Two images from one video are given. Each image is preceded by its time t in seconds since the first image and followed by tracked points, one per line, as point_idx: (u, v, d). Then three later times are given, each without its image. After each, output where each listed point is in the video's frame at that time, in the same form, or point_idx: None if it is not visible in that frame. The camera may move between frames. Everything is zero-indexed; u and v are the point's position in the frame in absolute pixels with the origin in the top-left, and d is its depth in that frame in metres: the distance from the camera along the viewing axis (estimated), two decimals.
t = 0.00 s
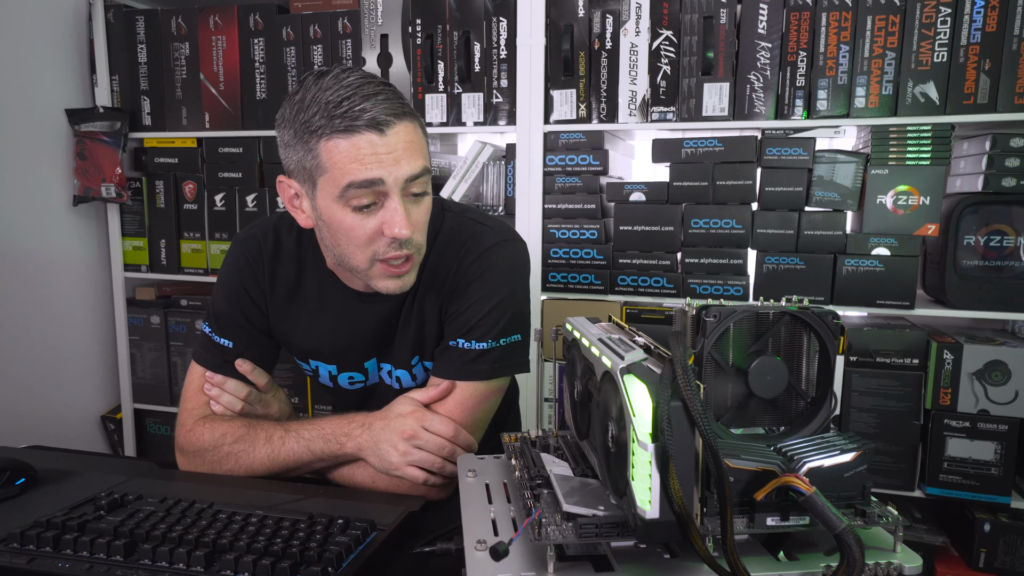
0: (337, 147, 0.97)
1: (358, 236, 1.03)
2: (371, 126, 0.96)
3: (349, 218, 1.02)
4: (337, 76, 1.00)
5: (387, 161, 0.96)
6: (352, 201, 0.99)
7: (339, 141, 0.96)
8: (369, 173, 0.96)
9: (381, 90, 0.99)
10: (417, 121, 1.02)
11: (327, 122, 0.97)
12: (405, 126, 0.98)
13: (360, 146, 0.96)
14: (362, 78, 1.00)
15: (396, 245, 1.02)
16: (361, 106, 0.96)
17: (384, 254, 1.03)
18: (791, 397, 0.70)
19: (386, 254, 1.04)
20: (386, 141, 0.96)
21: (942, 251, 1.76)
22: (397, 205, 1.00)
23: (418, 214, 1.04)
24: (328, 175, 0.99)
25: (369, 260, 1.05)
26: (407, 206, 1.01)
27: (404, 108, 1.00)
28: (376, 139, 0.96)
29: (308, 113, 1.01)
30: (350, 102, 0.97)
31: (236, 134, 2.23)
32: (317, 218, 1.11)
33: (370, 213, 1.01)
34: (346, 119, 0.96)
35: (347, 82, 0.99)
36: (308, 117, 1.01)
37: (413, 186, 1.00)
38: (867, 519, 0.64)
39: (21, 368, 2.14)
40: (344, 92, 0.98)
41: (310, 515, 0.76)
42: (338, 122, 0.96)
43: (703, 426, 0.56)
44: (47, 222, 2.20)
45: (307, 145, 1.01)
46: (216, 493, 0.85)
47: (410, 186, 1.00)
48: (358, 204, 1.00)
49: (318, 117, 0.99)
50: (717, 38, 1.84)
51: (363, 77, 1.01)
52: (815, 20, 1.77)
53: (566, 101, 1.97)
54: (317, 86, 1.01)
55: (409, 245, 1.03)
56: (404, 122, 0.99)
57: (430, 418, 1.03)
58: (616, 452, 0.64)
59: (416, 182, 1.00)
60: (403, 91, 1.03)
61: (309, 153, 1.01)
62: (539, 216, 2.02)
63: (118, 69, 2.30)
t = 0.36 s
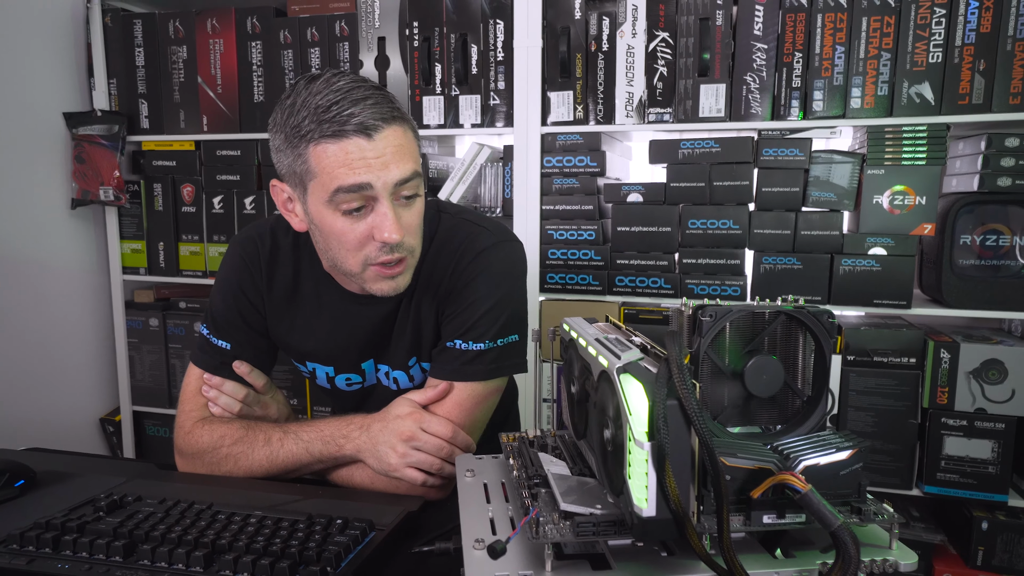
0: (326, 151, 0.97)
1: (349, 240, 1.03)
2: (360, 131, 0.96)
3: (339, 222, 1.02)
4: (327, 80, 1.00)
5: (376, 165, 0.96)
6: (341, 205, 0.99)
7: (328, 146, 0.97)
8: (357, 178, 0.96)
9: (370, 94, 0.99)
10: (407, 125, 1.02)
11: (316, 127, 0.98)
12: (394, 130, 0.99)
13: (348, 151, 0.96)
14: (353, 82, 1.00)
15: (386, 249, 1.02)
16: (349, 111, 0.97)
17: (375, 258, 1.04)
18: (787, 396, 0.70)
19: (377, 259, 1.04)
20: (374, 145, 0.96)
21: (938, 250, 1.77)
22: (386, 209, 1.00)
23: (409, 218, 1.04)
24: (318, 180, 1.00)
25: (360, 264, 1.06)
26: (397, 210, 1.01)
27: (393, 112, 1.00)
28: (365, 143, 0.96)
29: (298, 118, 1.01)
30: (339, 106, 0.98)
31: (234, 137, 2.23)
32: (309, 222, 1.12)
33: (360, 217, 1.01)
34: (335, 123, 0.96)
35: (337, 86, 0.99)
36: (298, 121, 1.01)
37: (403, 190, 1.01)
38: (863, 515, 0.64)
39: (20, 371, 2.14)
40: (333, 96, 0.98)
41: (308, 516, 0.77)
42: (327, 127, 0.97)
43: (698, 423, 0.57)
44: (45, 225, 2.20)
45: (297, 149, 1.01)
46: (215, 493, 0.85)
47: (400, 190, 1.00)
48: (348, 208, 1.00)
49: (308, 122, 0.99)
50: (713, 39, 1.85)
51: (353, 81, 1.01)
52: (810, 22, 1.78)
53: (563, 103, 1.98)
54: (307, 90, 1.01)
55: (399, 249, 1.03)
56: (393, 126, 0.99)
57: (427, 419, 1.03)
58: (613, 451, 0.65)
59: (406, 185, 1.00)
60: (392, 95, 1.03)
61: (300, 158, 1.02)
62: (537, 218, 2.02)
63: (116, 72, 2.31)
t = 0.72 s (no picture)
0: (334, 153, 0.97)
1: (355, 241, 1.04)
2: (368, 132, 0.96)
3: (346, 223, 1.03)
4: (336, 82, 1.01)
5: (383, 167, 0.97)
6: (348, 206, 1.00)
7: (336, 147, 0.97)
8: (365, 179, 0.96)
9: (379, 96, 1.00)
10: (414, 128, 1.03)
11: (324, 128, 0.98)
12: (402, 132, 0.99)
13: (356, 152, 0.96)
14: (361, 84, 1.01)
15: (392, 251, 1.03)
16: (358, 113, 0.97)
17: (381, 259, 1.04)
18: (789, 402, 0.71)
19: (383, 260, 1.04)
20: (382, 146, 0.97)
21: (941, 257, 1.77)
22: (393, 211, 1.00)
23: (415, 220, 1.04)
24: (326, 180, 1.00)
25: (366, 265, 1.06)
26: (403, 211, 1.02)
27: (401, 115, 1.01)
28: (373, 144, 0.96)
29: (306, 119, 1.02)
30: (348, 108, 0.98)
31: (240, 138, 2.24)
32: (315, 222, 1.12)
33: (367, 219, 1.02)
34: (343, 125, 0.97)
35: (346, 88, 1.00)
36: (307, 122, 1.02)
37: (410, 192, 1.01)
38: (864, 522, 0.64)
39: (25, 370, 2.15)
40: (342, 97, 0.99)
41: (311, 517, 0.77)
42: (336, 128, 0.97)
43: (700, 429, 0.57)
44: (51, 225, 2.22)
45: (305, 150, 1.02)
46: (218, 493, 0.85)
47: (407, 191, 1.00)
48: (355, 209, 1.01)
49: (316, 123, 1.00)
50: (717, 44, 1.85)
51: (362, 83, 1.01)
52: (815, 27, 1.78)
53: (567, 106, 1.98)
54: (316, 92, 1.01)
55: (405, 250, 1.04)
56: (401, 128, 0.99)
57: (428, 423, 1.03)
58: (615, 455, 0.65)
59: (413, 187, 1.01)
60: (400, 97, 1.03)
61: (307, 158, 1.02)
62: (540, 221, 2.03)
63: (122, 72, 2.32)
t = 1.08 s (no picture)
0: (337, 156, 0.98)
1: (358, 244, 1.04)
2: (370, 136, 0.96)
3: (348, 225, 1.03)
4: (337, 83, 1.01)
5: (385, 170, 0.97)
6: (351, 209, 1.00)
7: (338, 151, 0.97)
8: (367, 183, 0.97)
9: (380, 97, 1.00)
10: (416, 129, 1.03)
11: (326, 132, 0.98)
12: (404, 134, 0.99)
13: (359, 155, 0.96)
14: (363, 86, 1.01)
15: (395, 253, 1.03)
16: (360, 116, 0.97)
17: (384, 261, 1.05)
18: (792, 396, 0.71)
19: (386, 262, 1.05)
20: (384, 150, 0.97)
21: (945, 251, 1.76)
22: (395, 214, 1.01)
23: (417, 221, 1.05)
24: (329, 183, 1.00)
25: (369, 267, 1.07)
26: (405, 213, 1.02)
27: (403, 117, 1.01)
28: (375, 147, 0.96)
29: (308, 121, 1.02)
30: (350, 111, 0.98)
31: (242, 136, 2.25)
32: (318, 223, 1.13)
33: (369, 221, 1.02)
34: (345, 128, 0.97)
35: (348, 90, 1.00)
36: (309, 124, 1.02)
37: (412, 194, 1.01)
38: (866, 516, 0.64)
39: (32, 367, 2.17)
40: (344, 100, 0.99)
41: (316, 512, 0.77)
42: (338, 131, 0.97)
43: (703, 424, 0.57)
44: (57, 224, 2.23)
45: (307, 153, 1.02)
46: (224, 490, 0.86)
47: (409, 194, 1.01)
48: (357, 212, 1.01)
49: (318, 126, 1.00)
50: (719, 39, 1.84)
51: (364, 83, 1.01)
52: (818, 22, 1.77)
53: (569, 102, 1.98)
54: (318, 93, 1.02)
55: (407, 252, 1.04)
56: (403, 131, 0.99)
57: (432, 419, 1.03)
58: (618, 450, 0.65)
59: (415, 190, 1.01)
60: (402, 98, 1.03)
61: (310, 161, 1.02)
62: (543, 218, 2.03)
63: (125, 71, 2.33)
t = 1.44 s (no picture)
0: (339, 155, 0.97)
1: (358, 242, 1.04)
2: (373, 136, 0.96)
3: (349, 224, 1.03)
4: (342, 80, 1.01)
5: (388, 171, 0.96)
6: (351, 208, 1.00)
7: (341, 150, 0.97)
8: (369, 183, 0.96)
9: (385, 97, 0.99)
10: (420, 130, 1.02)
11: (329, 129, 0.98)
12: (408, 134, 0.99)
13: (361, 155, 0.96)
14: (367, 84, 1.00)
15: (395, 253, 1.03)
16: (363, 116, 0.97)
17: (384, 261, 1.05)
18: (792, 398, 0.70)
19: (386, 261, 1.05)
20: (387, 150, 0.96)
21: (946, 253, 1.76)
22: (396, 214, 1.00)
23: (419, 222, 1.04)
24: (331, 182, 1.00)
25: (368, 265, 1.07)
26: (407, 214, 1.02)
27: (407, 117, 1.00)
28: (378, 147, 0.96)
29: (311, 118, 1.02)
30: (353, 110, 0.98)
31: (243, 134, 2.24)
32: (319, 221, 1.12)
33: (370, 220, 1.02)
34: (348, 127, 0.97)
35: (352, 88, 0.99)
36: (312, 121, 1.01)
37: (414, 195, 1.01)
38: (866, 519, 0.64)
39: (32, 365, 2.17)
40: (348, 99, 0.98)
41: (314, 511, 0.77)
42: (341, 130, 0.97)
43: (703, 426, 0.56)
44: (57, 221, 2.23)
45: (310, 150, 1.02)
46: (222, 488, 0.86)
47: (411, 194, 1.00)
48: (358, 211, 1.01)
49: (321, 124, 1.00)
50: (722, 40, 1.84)
51: (368, 82, 1.01)
52: (820, 23, 1.77)
53: (571, 102, 1.97)
54: (322, 90, 1.01)
55: (408, 253, 1.04)
56: (407, 131, 0.99)
57: (431, 418, 1.03)
58: (617, 451, 0.65)
59: (417, 191, 1.00)
60: (407, 98, 1.03)
61: (312, 159, 1.02)
62: (544, 218, 2.03)
63: (127, 68, 2.33)
